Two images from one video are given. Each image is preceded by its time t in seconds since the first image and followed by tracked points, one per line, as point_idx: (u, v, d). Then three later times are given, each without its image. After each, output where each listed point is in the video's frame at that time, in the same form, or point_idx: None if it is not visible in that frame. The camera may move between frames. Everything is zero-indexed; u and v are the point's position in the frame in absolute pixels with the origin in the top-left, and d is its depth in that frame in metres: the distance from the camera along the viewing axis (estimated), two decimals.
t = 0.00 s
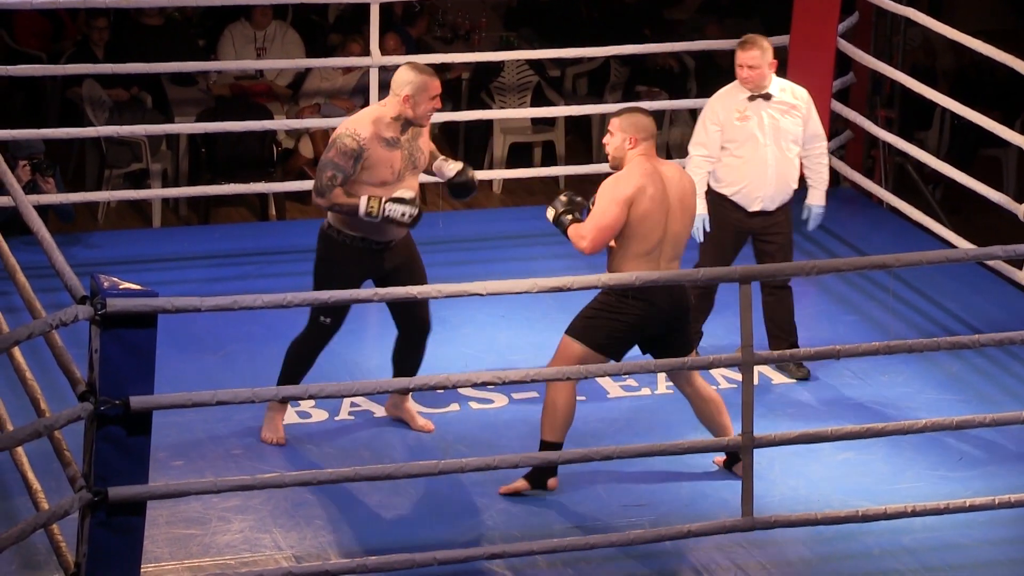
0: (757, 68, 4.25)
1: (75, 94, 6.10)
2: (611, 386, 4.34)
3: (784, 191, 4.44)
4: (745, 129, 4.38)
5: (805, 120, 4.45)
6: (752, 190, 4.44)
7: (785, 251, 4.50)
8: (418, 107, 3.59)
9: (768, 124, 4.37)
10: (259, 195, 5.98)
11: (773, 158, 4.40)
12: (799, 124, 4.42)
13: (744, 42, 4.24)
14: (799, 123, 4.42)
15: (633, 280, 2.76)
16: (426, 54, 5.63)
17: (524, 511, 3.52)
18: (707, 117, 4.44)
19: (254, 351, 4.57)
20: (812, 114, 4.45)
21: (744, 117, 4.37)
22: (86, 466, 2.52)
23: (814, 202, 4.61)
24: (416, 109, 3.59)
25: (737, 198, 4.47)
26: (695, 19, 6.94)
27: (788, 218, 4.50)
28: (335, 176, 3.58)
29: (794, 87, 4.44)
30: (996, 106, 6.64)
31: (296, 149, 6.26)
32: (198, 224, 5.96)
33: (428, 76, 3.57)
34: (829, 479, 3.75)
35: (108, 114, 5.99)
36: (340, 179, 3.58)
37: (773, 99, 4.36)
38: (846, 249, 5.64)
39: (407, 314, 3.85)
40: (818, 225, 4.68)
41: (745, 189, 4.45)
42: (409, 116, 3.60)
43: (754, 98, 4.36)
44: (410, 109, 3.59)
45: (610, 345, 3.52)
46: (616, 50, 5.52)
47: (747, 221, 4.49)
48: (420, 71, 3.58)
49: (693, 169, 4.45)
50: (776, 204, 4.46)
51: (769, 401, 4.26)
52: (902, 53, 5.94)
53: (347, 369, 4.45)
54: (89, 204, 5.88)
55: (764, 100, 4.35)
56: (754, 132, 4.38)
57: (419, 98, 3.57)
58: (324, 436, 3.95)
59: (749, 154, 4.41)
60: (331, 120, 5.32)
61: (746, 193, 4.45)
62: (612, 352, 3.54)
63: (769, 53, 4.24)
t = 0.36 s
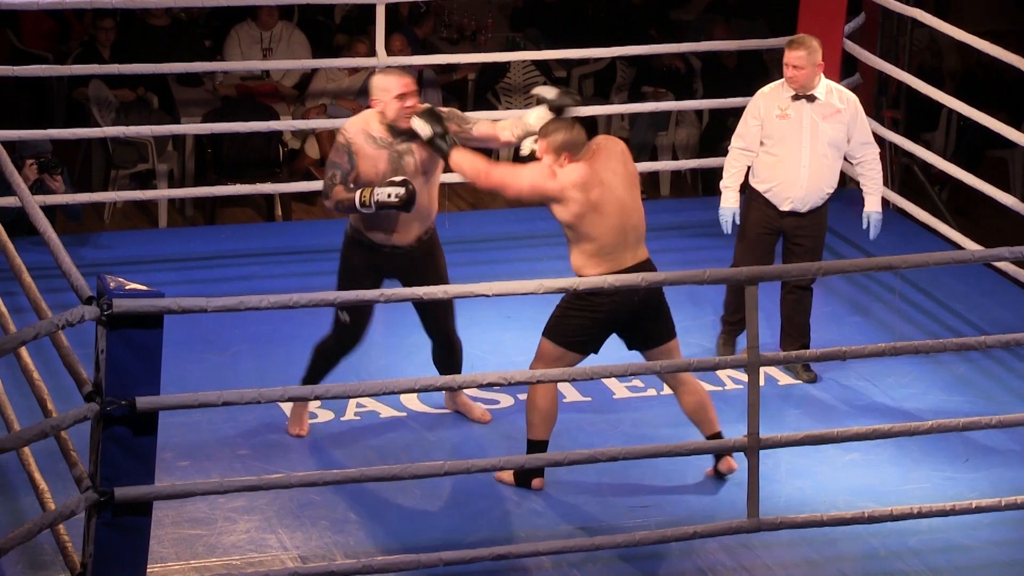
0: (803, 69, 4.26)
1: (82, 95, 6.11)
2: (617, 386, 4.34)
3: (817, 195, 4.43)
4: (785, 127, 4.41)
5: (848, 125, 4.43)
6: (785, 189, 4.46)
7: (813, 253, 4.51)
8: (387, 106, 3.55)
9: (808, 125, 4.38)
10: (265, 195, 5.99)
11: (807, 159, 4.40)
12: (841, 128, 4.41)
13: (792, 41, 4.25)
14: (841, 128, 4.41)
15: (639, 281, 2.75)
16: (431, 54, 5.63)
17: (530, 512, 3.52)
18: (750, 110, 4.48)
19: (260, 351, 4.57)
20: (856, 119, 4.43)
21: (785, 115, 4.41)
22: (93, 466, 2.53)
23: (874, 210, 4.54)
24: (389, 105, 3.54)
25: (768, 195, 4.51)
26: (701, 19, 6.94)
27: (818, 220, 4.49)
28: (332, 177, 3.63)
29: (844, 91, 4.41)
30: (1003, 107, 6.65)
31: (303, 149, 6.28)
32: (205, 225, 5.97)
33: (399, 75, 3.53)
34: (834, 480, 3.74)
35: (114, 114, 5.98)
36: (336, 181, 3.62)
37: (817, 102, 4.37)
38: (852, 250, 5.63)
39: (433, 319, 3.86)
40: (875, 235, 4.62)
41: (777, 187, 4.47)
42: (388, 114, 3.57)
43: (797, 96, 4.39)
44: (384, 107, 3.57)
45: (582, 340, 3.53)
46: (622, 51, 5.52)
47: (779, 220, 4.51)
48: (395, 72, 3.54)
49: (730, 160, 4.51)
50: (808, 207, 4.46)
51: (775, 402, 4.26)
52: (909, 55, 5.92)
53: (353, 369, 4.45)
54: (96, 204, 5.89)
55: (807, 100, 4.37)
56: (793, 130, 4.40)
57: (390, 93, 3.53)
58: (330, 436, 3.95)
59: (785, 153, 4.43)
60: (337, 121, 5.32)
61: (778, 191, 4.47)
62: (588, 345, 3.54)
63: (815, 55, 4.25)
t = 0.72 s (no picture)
0: (806, 62, 4.31)
1: (90, 96, 6.12)
2: (624, 388, 4.34)
3: (821, 189, 4.42)
4: (790, 121, 4.45)
5: (854, 121, 4.44)
6: (788, 184, 4.46)
7: (822, 251, 4.47)
8: (475, 111, 3.58)
9: (811, 119, 4.41)
10: (273, 196, 6.00)
11: (810, 152, 4.42)
12: (845, 124, 4.43)
13: (795, 35, 4.31)
14: (845, 123, 4.43)
15: (647, 282, 2.75)
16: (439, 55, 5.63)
17: (537, 513, 3.51)
18: (758, 107, 4.56)
19: (268, 351, 4.58)
20: (861, 116, 4.44)
21: (789, 109, 4.46)
22: (101, 466, 2.53)
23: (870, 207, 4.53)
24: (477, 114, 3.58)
25: (773, 190, 4.52)
26: (710, 20, 6.93)
27: (825, 217, 4.46)
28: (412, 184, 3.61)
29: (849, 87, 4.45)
30: (1012, 109, 6.64)
31: (311, 150, 6.28)
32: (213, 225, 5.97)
33: (487, 82, 3.57)
34: (842, 481, 3.74)
35: (122, 115, 6.00)
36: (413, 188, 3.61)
37: (821, 96, 4.41)
38: (860, 251, 5.62)
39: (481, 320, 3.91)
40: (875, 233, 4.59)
41: (781, 182, 4.48)
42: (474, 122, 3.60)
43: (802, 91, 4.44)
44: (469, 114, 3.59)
45: (592, 345, 3.51)
46: (630, 52, 5.52)
47: (787, 217, 4.52)
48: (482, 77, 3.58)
49: (738, 154, 4.57)
50: (812, 202, 4.44)
51: (782, 404, 4.25)
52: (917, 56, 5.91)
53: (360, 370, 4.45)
54: (104, 204, 5.90)
55: (811, 95, 4.41)
56: (796, 124, 4.44)
57: (478, 102, 3.56)
58: (338, 437, 3.96)
59: (788, 147, 4.46)
60: (345, 122, 5.32)
61: (781, 185, 4.48)
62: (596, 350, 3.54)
63: (819, 49, 4.29)
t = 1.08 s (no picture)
0: (791, 57, 4.29)
1: (93, 95, 6.13)
2: (627, 387, 4.33)
3: (809, 182, 4.42)
4: (776, 116, 4.46)
5: (839, 114, 4.45)
6: (776, 178, 4.46)
7: (817, 237, 4.45)
8: (528, 103, 3.53)
9: (797, 114, 4.42)
10: (276, 195, 6.00)
11: (797, 147, 4.42)
12: (830, 117, 4.43)
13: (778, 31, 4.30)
14: (831, 117, 4.44)
15: (649, 280, 2.74)
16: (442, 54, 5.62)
17: (540, 513, 3.51)
18: (745, 105, 4.57)
19: (271, 351, 4.58)
20: (847, 108, 4.45)
21: (775, 106, 4.47)
22: (104, 465, 2.53)
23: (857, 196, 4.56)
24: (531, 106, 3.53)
25: (763, 186, 4.51)
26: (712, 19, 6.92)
27: (818, 206, 4.46)
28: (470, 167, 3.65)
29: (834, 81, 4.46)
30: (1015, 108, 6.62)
31: (314, 149, 6.28)
32: (216, 225, 5.97)
33: (542, 75, 3.49)
34: (845, 480, 3.73)
35: (125, 114, 5.99)
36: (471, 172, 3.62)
37: (806, 91, 4.41)
38: (864, 250, 5.61)
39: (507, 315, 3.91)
40: (862, 222, 4.60)
41: (768, 176, 4.48)
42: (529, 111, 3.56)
43: (788, 87, 4.45)
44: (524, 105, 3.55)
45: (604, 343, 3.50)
46: (633, 51, 5.51)
47: (779, 210, 4.51)
48: (541, 71, 3.50)
49: (726, 151, 4.58)
50: (801, 195, 4.44)
51: (786, 403, 4.24)
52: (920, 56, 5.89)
53: (363, 369, 4.45)
54: (108, 204, 5.90)
55: (797, 90, 4.42)
56: (783, 120, 4.45)
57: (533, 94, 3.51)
58: (340, 436, 3.95)
59: (775, 142, 4.46)
60: (347, 121, 5.31)
61: (769, 180, 4.48)
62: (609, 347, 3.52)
63: (804, 44, 4.28)
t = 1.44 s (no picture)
0: (784, 54, 4.29)
1: (71, 90, 6.11)
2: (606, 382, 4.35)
3: (795, 177, 4.46)
4: (766, 110, 4.49)
5: (829, 111, 4.45)
6: (762, 171, 4.50)
7: (806, 236, 4.52)
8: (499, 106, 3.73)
9: (786, 109, 4.44)
10: (254, 191, 5.98)
11: (784, 142, 4.45)
12: (820, 114, 4.43)
13: (773, 26, 4.28)
14: (821, 114, 4.43)
15: (629, 275, 2.75)
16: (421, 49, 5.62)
17: (520, 508, 3.52)
18: (736, 96, 4.60)
19: (251, 347, 4.57)
20: (837, 105, 4.44)
21: (765, 99, 4.49)
22: (82, 462, 2.53)
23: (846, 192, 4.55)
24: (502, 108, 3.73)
25: (750, 179, 4.56)
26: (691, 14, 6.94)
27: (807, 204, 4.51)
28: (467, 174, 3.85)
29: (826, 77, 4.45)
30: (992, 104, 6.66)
31: (292, 145, 6.26)
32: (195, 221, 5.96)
33: (506, 78, 3.67)
34: (824, 474, 3.76)
35: (104, 111, 5.99)
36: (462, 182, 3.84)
37: (797, 86, 4.42)
38: (842, 245, 5.65)
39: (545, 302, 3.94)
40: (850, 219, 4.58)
41: (755, 169, 4.52)
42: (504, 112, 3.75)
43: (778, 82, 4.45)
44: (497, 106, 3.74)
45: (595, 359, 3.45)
46: (612, 47, 5.52)
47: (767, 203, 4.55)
48: (504, 75, 3.67)
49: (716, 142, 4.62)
50: (787, 189, 4.48)
51: (764, 397, 4.27)
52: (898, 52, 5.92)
53: (343, 365, 4.45)
54: (86, 200, 5.88)
55: (787, 85, 4.43)
56: (772, 114, 4.47)
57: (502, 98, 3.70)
58: (320, 432, 3.96)
59: (764, 136, 4.50)
60: (327, 117, 5.30)
61: (756, 172, 4.52)
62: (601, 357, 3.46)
63: (796, 41, 4.27)
